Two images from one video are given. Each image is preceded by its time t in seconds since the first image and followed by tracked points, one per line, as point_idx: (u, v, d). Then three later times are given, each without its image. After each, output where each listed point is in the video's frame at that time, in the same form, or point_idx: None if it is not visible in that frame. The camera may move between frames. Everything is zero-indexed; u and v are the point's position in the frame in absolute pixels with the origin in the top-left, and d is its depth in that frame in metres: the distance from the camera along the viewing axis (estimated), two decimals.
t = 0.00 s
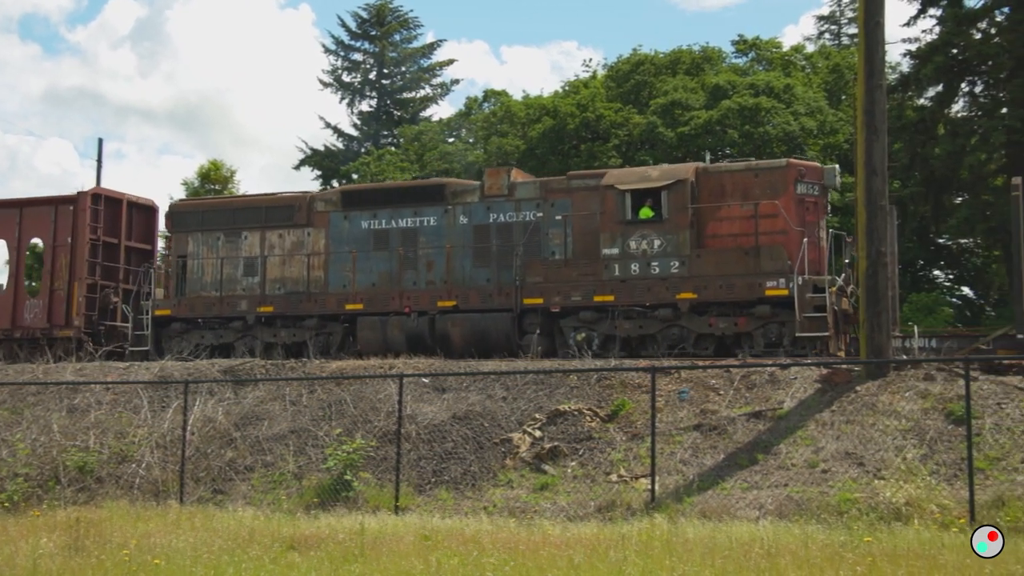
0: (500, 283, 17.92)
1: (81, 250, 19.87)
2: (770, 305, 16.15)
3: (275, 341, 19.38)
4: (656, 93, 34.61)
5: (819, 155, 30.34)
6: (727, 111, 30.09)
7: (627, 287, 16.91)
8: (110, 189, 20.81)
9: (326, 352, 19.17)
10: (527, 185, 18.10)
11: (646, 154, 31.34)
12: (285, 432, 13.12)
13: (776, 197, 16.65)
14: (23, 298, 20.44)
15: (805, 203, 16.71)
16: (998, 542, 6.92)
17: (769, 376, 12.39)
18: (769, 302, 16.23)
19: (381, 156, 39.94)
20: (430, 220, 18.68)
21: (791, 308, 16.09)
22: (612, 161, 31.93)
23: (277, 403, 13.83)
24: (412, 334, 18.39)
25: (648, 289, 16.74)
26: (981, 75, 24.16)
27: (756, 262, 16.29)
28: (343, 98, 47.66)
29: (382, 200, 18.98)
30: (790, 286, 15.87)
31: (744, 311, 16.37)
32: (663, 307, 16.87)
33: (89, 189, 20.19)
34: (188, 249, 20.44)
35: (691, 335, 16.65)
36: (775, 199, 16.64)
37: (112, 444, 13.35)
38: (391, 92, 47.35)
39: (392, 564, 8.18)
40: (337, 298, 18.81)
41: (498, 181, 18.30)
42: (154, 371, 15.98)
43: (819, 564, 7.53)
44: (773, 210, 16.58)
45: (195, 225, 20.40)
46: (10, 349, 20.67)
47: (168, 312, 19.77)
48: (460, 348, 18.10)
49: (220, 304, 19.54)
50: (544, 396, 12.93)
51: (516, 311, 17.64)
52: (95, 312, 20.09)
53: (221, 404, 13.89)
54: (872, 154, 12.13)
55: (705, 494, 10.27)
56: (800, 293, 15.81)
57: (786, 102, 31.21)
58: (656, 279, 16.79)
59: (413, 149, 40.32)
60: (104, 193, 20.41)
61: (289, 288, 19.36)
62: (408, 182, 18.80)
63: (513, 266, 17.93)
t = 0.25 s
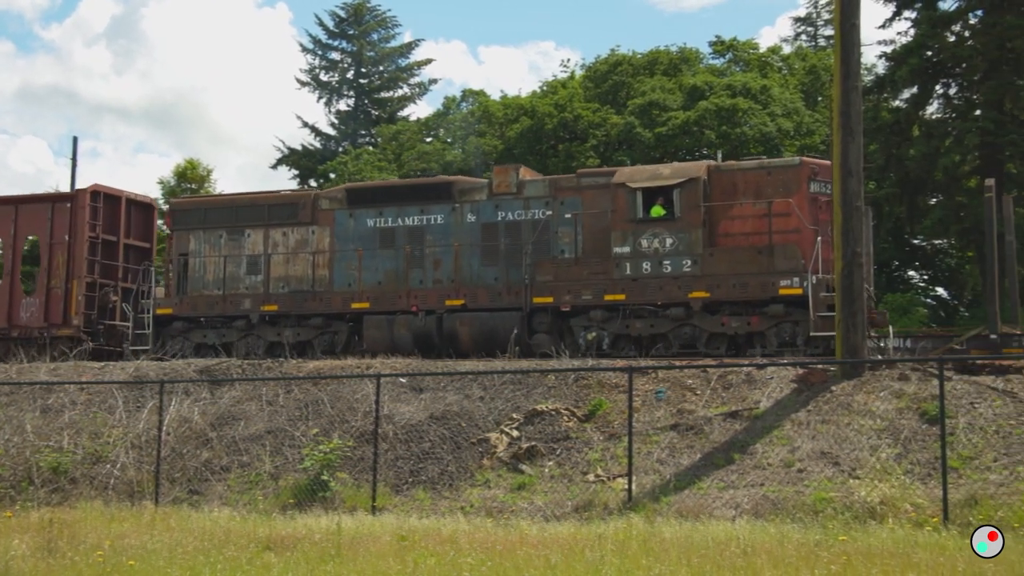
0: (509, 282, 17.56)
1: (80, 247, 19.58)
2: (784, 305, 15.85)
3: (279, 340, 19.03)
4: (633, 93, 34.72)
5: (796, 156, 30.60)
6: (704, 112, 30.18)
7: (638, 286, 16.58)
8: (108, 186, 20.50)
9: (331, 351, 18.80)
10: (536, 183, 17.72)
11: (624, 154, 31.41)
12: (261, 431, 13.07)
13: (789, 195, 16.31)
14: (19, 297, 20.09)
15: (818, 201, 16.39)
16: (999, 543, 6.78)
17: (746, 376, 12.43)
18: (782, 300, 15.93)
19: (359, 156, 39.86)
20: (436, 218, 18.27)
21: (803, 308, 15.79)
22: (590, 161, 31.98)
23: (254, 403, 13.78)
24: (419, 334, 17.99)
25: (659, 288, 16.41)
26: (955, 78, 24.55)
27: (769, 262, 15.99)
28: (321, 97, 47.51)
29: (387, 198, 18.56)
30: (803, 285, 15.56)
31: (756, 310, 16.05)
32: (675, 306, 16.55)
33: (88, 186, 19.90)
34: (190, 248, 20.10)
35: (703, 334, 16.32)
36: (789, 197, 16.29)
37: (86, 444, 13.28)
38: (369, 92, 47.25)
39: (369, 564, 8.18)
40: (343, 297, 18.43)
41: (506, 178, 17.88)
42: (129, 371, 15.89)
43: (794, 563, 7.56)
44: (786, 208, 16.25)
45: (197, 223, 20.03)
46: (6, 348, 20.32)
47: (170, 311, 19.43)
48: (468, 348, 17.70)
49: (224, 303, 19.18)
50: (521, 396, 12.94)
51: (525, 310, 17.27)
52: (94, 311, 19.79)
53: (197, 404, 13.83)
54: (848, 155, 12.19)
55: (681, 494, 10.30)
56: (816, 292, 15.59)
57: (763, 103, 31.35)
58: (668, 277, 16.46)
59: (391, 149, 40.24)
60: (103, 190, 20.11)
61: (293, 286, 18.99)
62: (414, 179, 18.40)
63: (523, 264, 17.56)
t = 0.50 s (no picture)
0: (519, 281, 17.45)
1: (80, 245, 19.16)
2: (798, 304, 15.94)
3: (284, 339, 18.67)
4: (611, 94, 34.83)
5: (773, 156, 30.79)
6: (681, 112, 30.29)
7: (651, 285, 16.60)
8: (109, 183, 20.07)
9: (337, 351, 18.49)
10: (546, 181, 17.65)
11: (602, 154, 31.46)
12: (238, 432, 13.02)
13: (802, 194, 16.32)
14: (16, 295, 19.85)
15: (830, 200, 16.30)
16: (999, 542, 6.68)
17: (723, 376, 12.48)
18: (796, 300, 16.04)
19: (337, 155, 39.78)
20: (444, 216, 18.15)
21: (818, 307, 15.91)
22: (568, 161, 32.01)
23: (230, 403, 13.72)
24: (427, 333, 17.78)
25: (673, 286, 16.46)
26: (930, 80, 25.05)
27: (783, 260, 16.07)
28: (298, 96, 47.33)
29: (394, 195, 18.42)
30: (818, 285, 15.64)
31: (771, 309, 16.15)
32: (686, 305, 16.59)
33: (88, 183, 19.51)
34: (192, 246, 19.69)
35: (716, 334, 16.38)
36: (801, 196, 16.29)
37: (60, 445, 13.19)
38: (347, 91, 47.12)
39: (345, 565, 8.16)
40: (349, 296, 18.24)
41: (516, 176, 17.78)
42: (104, 371, 15.80)
43: (770, 562, 7.59)
44: (799, 207, 16.26)
45: (199, 221, 19.68)
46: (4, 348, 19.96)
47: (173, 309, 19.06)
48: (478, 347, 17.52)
49: (227, 301, 18.84)
50: (499, 396, 12.95)
51: (537, 309, 17.17)
52: (94, 310, 19.29)
53: (173, 404, 13.75)
54: (824, 156, 12.23)
55: (658, 494, 10.32)
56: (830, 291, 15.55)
57: (740, 103, 31.48)
58: (681, 276, 16.51)
59: (369, 148, 40.13)
60: (103, 187, 19.70)
61: (298, 285, 18.74)
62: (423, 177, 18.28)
63: (533, 263, 17.45)
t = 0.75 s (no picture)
0: (528, 280, 17.29)
1: (80, 243, 19.13)
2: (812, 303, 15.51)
3: (287, 339, 18.56)
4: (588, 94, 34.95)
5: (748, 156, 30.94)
6: (657, 113, 30.38)
7: (663, 285, 16.45)
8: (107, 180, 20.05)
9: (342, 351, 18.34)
10: (555, 179, 17.41)
11: (579, 155, 31.52)
12: (213, 432, 12.96)
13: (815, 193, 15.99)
14: (11, 293, 19.79)
15: (844, 199, 16.12)
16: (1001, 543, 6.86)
17: (698, 376, 12.53)
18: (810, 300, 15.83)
19: (313, 155, 39.71)
20: (451, 214, 17.93)
21: (833, 307, 15.35)
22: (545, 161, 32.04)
23: (205, 403, 13.65)
24: (434, 332, 17.68)
25: (684, 285, 16.31)
26: (903, 82, 25.39)
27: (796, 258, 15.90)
28: (274, 95, 47.15)
29: (399, 193, 18.17)
30: (833, 284, 15.24)
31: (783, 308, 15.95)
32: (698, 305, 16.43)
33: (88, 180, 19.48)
34: (193, 244, 19.38)
35: (728, 333, 16.19)
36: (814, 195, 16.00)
37: (32, 446, 13.10)
38: (322, 90, 46.99)
39: (319, 565, 8.15)
40: (355, 295, 18.13)
41: (524, 174, 17.57)
42: (77, 371, 15.69)
43: (744, 562, 7.62)
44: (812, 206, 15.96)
45: (201, 218, 19.38)
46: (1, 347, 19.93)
47: (174, 308, 18.95)
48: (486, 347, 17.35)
49: (230, 300, 18.72)
50: (474, 396, 12.94)
51: (546, 308, 17.03)
52: (94, 308, 19.30)
53: (146, 404, 13.67)
54: (799, 157, 12.31)
55: (634, 493, 10.35)
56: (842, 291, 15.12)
57: (716, 104, 31.62)
58: (693, 275, 16.34)
59: (345, 148, 40.01)
60: (102, 184, 19.68)
61: (302, 284, 18.55)
62: (429, 174, 18.03)
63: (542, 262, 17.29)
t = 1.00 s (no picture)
0: (541, 278, 17.18)
1: (83, 241, 19.06)
2: (829, 302, 15.48)
3: (295, 338, 18.43)
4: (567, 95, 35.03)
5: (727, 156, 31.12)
6: (636, 114, 30.45)
7: (678, 284, 16.31)
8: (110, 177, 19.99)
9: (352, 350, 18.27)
10: (567, 177, 17.36)
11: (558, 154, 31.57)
12: (190, 432, 12.90)
13: (832, 191, 15.92)
14: (10, 294, 19.89)
15: (860, 198, 16.10)
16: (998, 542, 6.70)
17: (677, 376, 12.57)
18: (827, 299, 15.58)
19: (292, 154, 39.58)
20: (462, 213, 17.84)
21: (848, 307, 15.41)
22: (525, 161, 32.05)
23: (182, 403, 13.58)
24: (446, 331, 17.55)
25: (699, 285, 16.16)
26: (880, 84, 25.69)
27: (814, 258, 15.85)
28: (252, 94, 46.97)
29: (410, 191, 18.11)
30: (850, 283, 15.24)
31: (800, 308, 15.70)
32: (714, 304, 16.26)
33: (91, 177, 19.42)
34: (199, 242, 19.35)
35: (744, 332, 15.98)
36: (831, 194, 15.92)
37: (8, 446, 13.01)
38: (301, 89, 46.88)
39: (296, 565, 8.12)
40: (365, 293, 18.03)
41: (536, 172, 17.49)
42: (53, 371, 15.59)
43: (723, 561, 7.63)
44: (829, 205, 15.91)
45: (208, 216, 19.33)
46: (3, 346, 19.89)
47: (180, 307, 18.85)
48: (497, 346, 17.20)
49: (237, 299, 18.68)
50: (453, 395, 12.93)
51: (559, 308, 16.89)
52: (96, 307, 19.24)
53: (123, 404, 13.60)
54: (776, 157, 12.37)
55: (612, 493, 10.36)
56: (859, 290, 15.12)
57: (695, 105, 31.77)
58: (708, 274, 16.20)
59: (323, 147, 39.90)
60: (105, 181, 19.61)
61: (311, 282, 18.47)
62: (440, 173, 17.96)
63: (554, 261, 17.20)
